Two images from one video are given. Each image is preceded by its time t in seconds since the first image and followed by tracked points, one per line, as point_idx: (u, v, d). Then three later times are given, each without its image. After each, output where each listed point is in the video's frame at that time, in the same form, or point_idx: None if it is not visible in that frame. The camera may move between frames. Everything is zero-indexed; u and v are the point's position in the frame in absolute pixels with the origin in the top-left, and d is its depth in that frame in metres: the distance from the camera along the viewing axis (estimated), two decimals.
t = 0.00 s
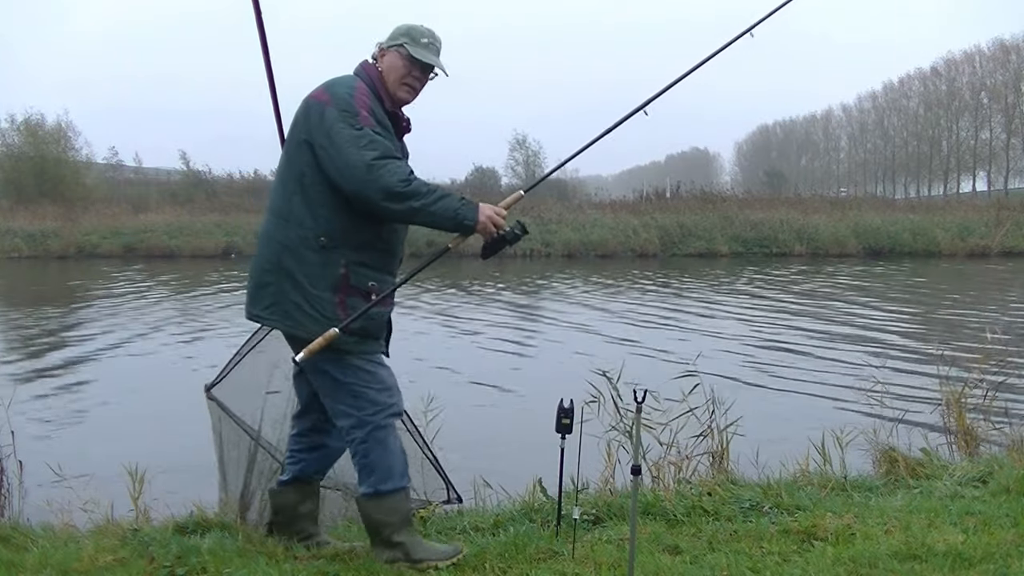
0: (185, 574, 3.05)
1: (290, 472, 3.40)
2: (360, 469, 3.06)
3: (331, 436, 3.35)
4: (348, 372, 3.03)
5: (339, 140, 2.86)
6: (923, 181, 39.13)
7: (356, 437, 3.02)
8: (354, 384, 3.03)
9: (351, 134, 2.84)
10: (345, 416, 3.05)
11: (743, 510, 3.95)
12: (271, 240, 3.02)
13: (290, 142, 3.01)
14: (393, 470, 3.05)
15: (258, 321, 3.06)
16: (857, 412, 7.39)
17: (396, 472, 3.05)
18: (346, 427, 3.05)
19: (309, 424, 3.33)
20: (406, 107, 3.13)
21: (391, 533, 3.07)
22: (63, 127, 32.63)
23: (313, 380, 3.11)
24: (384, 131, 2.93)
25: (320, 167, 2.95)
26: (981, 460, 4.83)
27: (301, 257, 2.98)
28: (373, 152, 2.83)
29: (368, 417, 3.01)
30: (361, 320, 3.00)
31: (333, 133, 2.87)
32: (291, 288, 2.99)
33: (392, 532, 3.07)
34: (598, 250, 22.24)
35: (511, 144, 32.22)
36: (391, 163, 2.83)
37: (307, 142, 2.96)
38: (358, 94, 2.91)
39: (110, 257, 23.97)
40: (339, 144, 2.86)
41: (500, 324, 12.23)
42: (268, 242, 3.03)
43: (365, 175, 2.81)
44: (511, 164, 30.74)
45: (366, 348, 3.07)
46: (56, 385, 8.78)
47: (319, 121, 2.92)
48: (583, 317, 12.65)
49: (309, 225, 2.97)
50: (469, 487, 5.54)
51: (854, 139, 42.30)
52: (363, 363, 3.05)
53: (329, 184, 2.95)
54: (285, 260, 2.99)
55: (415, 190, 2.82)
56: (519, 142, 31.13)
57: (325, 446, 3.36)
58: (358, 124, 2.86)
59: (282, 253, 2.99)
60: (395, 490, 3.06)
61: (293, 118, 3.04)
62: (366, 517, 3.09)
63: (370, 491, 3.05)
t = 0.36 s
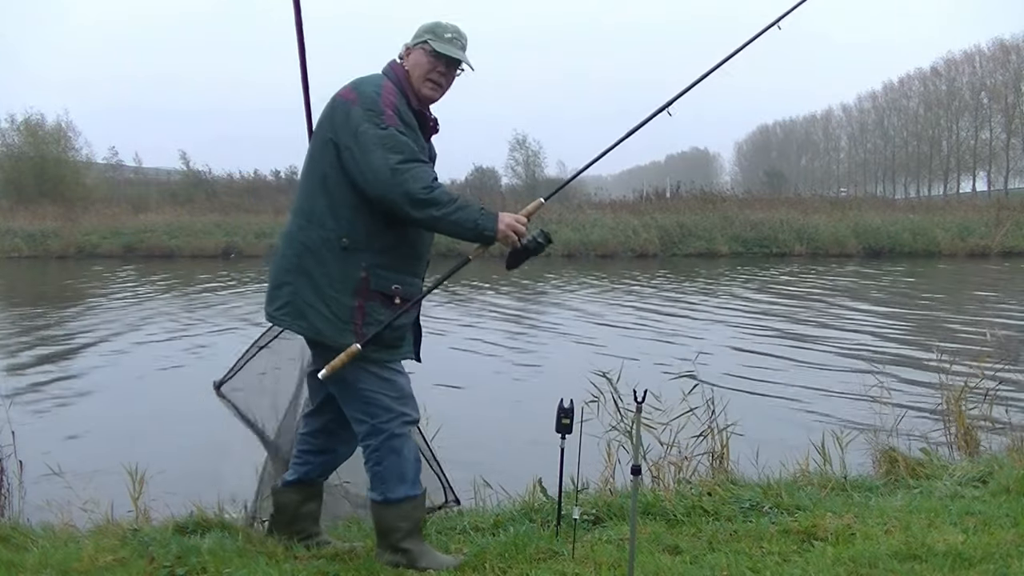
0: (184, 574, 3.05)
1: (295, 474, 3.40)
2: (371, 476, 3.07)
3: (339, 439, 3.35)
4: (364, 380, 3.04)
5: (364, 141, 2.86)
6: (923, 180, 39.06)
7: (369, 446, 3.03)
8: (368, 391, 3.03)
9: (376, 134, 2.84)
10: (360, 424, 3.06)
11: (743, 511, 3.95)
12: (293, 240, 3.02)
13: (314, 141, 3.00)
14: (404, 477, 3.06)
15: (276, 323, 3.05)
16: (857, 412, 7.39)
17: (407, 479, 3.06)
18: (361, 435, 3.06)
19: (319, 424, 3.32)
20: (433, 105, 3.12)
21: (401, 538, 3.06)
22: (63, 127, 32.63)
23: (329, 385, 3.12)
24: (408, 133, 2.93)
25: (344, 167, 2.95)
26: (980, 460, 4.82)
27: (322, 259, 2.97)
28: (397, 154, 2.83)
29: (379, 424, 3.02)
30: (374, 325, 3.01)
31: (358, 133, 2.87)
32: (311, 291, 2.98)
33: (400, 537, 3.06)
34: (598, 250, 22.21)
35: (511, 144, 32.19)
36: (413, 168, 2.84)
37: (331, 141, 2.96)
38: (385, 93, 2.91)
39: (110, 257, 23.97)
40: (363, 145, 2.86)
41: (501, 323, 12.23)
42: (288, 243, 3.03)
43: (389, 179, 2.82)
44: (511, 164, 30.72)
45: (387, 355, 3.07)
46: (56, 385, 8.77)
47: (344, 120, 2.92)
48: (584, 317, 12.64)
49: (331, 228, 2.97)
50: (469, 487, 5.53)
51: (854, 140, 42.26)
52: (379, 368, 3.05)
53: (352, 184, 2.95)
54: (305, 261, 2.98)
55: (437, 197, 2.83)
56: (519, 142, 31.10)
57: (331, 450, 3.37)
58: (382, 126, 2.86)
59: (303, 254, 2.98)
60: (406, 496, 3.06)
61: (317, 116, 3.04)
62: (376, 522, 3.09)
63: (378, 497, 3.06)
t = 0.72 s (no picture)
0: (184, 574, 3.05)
1: (296, 473, 3.39)
2: (374, 476, 3.07)
3: (343, 439, 3.35)
4: (371, 381, 3.04)
5: (370, 143, 2.86)
6: (922, 179, 39.02)
7: (375, 446, 3.03)
8: (375, 390, 3.04)
9: (381, 138, 2.84)
10: (366, 424, 3.06)
11: (743, 511, 3.95)
12: (297, 235, 3.03)
13: (325, 138, 3.01)
14: (407, 478, 3.06)
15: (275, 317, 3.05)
16: (857, 412, 7.39)
17: (410, 481, 3.06)
18: (367, 435, 3.06)
19: (324, 424, 3.33)
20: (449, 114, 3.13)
21: (400, 539, 3.06)
22: (63, 127, 32.61)
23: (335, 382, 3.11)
24: (416, 139, 2.93)
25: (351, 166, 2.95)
26: (980, 460, 4.82)
27: (323, 257, 2.97)
28: (398, 161, 2.84)
29: (385, 426, 3.02)
30: (376, 328, 3.00)
31: (366, 134, 2.87)
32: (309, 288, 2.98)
33: (400, 537, 3.06)
34: (599, 250, 22.20)
35: (511, 144, 32.15)
36: (412, 177, 2.83)
37: (342, 139, 2.97)
38: (398, 96, 2.92)
39: (110, 257, 23.97)
40: (368, 147, 2.86)
41: (501, 323, 12.23)
42: (294, 236, 3.04)
43: (387, 185, 2.82)
44: (511, 164, 30.71)
45: (395, 357, 3.08)
46: (55, 385, 8.76)
47: (356, 119, 2.93)
48: (584, 317, 12.65)
49: (334, 227, 2.97)
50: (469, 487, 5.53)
51: (854, 140, 42.26)
52: (387, 369, 3.06)
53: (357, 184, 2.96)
54: (307, 257, 2.99)
55: (428, 211, 2.82)
56: (519, 142, 31.07)
57: (333, 450, 3.36)
58: (389, 129, 2.86)
59: (306, 250, 2.99)
60: (407, 498, 3.06)
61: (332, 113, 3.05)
62: (377, 521, 3.09)
63: (381, 498, 3.06)
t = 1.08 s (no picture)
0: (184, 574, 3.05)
1: (298, 472, 3.39)
2: (379, 473, 3.07)
3: (345, 439, 3.37)
4: (383, 381, 3.03)
5: (382, 145, 2.86)
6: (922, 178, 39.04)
7: (384, 444, 3.02)
8: (386, 389, 3.03)
9: (395, 141, 2.84)
10: (375, 423, 3.04)
11: (743, 511, 3.95)
12: (302, 229, 3.01)
13: (338, 132, 3.00)
14: (412, 478, 3.07)
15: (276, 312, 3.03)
16: (857, 412, 7.39)
17: (415, 481, 3.07)
18: (374, 434, 3.05)
19: (323, 426, 3.33)
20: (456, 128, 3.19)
21: (401, 538, 3.06)
22: (63, 127, 32.59)
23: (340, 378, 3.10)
24: (429, 145, 2.92)
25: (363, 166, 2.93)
26: (981, 460, 4.82)
27: (329, 253, 2.95)
28: (408, 165, 2.82)
29: (396, 425, 3.02)
30: (390, 328, 3.00)
31: (381, 135, 2.86)
32: (312, 283, 2.98)
33: (400, 537, 3.06)
34: (599, 250, 22.20)
35: (511, 144, 32.16)
36: (419, 184, 2.82)
37: (356, 139, 2.95)
38: (417, 102, 2.91)
39: (110, 257, 23.98)
40: (380, 149, 2.86)
41: (501, 323, 12.24)
42: (299, 228, 3.02)
43: (393, 190, 2.80)
44: (511, 164, 30.69)
45: (405, 359, 3.08)
46: (55, 385, 8.77)
47: (373, 121, 2.92)
48: (585, 317, 12.63)
49: (339, 225, 2.96)
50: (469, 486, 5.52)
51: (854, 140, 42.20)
52: (398, 369, 3.06)
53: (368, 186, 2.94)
54: (310, 252, 2.97)
55: (427, 221, 2.80)
56: (519, 142, 31.06)
57: (336, 451, 3.37)
58: (404, 133, 2.86)
59: (311, 245, 2.97)
60: (411, 497, 3.07)
61: (345, 106, 3.04)
62: (378, 520, 3.09)
63: (384, 496, 3.06)
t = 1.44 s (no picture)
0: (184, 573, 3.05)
1: (293, 475, 3.39)
2: (379, 474, 3.07)
3: (339, 439, 3.37)
4: (383, 381, 3.02)
5: (379, 146, 2.86)
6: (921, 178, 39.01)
7: (384, 445, 3.02)
8: (388, 390, 3.02)
9: (391, 143, 2.84)
10: (375, 425, 3.04)
11: (743, 510, 3.95)
12: (300, 230, 3.00)
13: (335, 132, 2.99)
14: (411, 479, 3.07)
15: (276, 314, 3.02)
16: (858, 412, 7.39)
17: (414, 481, 3.07)
18: (374, 435, 3.05)
19: (317, 429, 3.33)
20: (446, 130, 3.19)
21: (400, 538, 3.06)
22: (63, 127, 32.58)
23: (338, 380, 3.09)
24: (426, 148, 2.92)
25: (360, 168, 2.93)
26: (981, 460, 4.83)
27: (330, 256, 2.95)
28: (403, 167, 2.82)
29: (400, 427, 3.02)
30: (392, 329, 3.00)
31: (380, 137, 2.86)
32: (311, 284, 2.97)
33: (400, 537, 3.06)
34: (599, 250, 22.20)
35: (511, 144, 32.17)
36: (414, 187, 2.81)
37: (353, 140, 2.94)
38: (414, 105, 2.91)
39: (110, 257, 23.98)
40: (377, 151, 2.85)
41: (501, 322, 12.24)
42: (297, 229, 3.01)
43: (388, 193, 2.80)
44: (511, 164, 30.68)
45: (405, 360, 3.08)
46: (55, 385, 8.77)
47: (370, 123, 2.92)
48: (584, 317, 12.64)
49: (338, 226, 2.95)
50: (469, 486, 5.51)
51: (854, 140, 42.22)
52: (399, 369, 3.06)
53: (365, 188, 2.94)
54: (309, 253, 2.97)
55: (419, 225, 2.79)
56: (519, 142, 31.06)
57: (331, 452, 3.37)
58: (401, 135, 2.85)
59: (310, 247, 2.96)
60: (410, 498, 3.07)
61: (340, 106, 3.03)
62: (376, 521, 3.09)
63: (383, 496, 3.06)
